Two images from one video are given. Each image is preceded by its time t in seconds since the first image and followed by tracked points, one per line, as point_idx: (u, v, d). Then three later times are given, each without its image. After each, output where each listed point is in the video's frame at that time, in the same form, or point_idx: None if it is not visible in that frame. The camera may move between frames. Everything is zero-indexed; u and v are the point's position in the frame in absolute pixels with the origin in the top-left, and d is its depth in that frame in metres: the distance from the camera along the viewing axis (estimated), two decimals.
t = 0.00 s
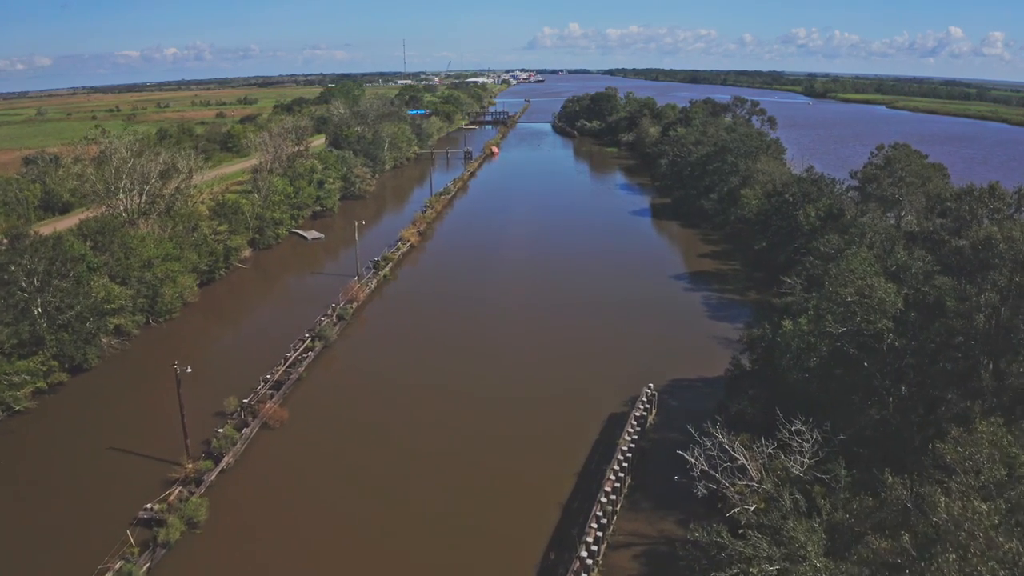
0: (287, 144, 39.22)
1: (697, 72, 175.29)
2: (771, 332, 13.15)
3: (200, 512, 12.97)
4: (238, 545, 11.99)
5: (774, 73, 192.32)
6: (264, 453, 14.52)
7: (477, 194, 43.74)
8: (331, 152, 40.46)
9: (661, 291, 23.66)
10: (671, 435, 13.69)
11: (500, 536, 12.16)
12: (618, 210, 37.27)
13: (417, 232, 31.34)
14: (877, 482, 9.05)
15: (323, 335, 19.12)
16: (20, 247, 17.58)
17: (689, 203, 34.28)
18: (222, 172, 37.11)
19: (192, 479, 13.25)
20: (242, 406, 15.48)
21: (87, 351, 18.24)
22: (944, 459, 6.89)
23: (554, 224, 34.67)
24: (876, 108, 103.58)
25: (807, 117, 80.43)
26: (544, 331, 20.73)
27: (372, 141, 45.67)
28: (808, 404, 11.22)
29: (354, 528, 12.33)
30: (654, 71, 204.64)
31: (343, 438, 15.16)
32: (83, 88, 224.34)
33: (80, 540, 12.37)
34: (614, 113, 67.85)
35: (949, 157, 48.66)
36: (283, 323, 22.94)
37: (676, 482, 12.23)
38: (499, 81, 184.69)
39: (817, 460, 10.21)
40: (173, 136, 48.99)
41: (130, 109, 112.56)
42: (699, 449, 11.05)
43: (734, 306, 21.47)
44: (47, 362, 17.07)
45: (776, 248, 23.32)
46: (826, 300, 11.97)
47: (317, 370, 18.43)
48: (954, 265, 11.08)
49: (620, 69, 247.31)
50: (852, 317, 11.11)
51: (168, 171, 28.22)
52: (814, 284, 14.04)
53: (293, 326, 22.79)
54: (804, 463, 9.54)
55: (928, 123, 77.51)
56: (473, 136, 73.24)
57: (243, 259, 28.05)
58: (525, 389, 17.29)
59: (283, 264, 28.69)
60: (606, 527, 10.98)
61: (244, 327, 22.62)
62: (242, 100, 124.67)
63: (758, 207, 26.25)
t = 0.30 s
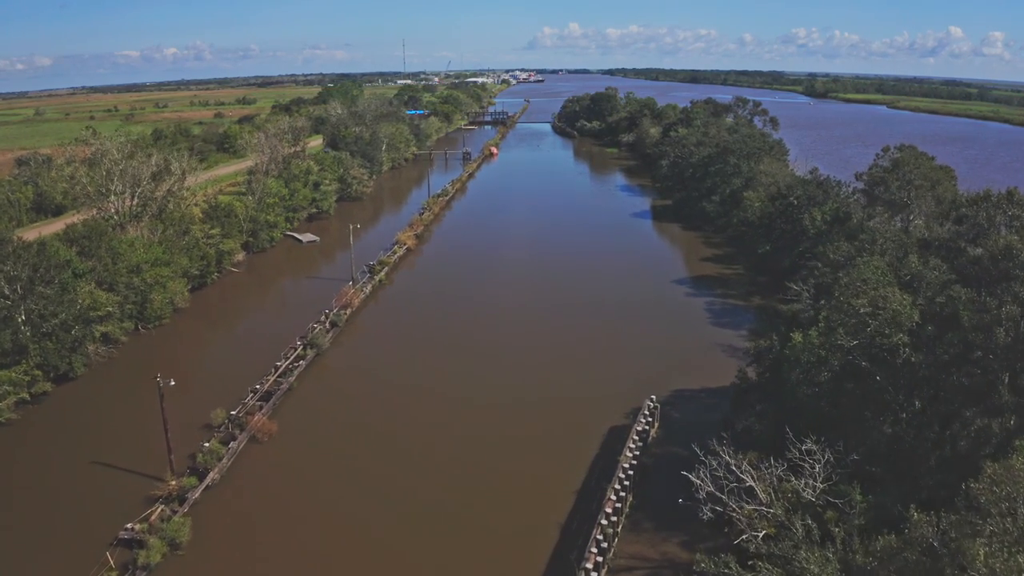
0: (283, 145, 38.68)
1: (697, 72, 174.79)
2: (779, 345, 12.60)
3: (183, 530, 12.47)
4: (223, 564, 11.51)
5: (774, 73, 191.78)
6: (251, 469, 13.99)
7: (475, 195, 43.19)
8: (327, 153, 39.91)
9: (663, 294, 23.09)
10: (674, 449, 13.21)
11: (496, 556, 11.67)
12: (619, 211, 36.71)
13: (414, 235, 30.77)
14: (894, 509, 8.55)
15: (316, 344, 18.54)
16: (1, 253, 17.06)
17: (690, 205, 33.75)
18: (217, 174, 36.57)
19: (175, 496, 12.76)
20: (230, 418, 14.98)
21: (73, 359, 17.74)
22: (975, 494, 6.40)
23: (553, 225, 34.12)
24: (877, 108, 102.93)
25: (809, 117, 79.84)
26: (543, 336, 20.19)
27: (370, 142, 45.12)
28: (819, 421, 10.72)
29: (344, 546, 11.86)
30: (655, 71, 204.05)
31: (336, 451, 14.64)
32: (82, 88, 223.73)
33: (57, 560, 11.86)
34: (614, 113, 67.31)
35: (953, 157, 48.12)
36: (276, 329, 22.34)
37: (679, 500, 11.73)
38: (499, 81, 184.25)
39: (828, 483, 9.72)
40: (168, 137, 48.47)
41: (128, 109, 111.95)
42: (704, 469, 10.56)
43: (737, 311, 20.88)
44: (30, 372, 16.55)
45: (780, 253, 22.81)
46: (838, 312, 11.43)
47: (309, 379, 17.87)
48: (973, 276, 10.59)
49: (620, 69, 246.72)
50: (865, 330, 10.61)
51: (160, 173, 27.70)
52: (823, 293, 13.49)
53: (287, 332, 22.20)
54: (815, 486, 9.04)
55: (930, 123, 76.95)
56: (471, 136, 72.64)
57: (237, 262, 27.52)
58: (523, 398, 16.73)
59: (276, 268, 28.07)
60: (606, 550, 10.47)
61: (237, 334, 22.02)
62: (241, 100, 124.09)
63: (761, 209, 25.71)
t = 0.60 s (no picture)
0: (279, 146, 38.13)
1: (697, 72, 174.35)
2: (787, 360, 12.04)
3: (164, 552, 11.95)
4: None
5: (775, 73, 191.13)
6: (237, 486, 13.46)
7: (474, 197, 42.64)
8: (323, 154, 39.34)
9: (665, 298, 22.56)
10: (677, 467, 12.69)
11: None
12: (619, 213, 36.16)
13: (411, 238, 30.19)
14: (914, 542, 8.02)
15: (307, 353, 18.00)
16: None
17: (692, 208, 33.19)
18: (211, 176, 36.02)
19: (156, 517, 12.23)
20: (216, 432, 14.46)
21: (57, 369, 17.24)
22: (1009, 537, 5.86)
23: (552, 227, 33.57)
24: (878, 108, 102.31)
25: (810, 117, 79.24)
26: (542, 342, 19.69)
27: (367, 143, 44.56)
28: (831, 441, 10.19)
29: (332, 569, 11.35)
30: (655, 71, 203.56)
31: (327, 466, 14.11)
32: (81, 88, 223.22)
33: None
34: (614, 113, 66.75)
35: (957, 158, 47.53)
36: (268, 336, 21.77)
37: (682, 522, 11.21)
38: (498, 81, 183.52)
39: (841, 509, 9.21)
40: (162, 138, 47.93)
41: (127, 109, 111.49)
42: (710, 493, 10.04)
43: (741, 318, 20.32)
44: (11, 383, 16.03)
45: (785, 258, 22.24)
46: (850, 325, 10.86)
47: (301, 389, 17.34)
48: (993, 289, 10.03)
49: (620, 69, 246.16)
50: (880, 345, 10.05)
51: (150, 176, 27.16)
52: (833, 303, 12.91)
53: (279, 338, 21.63)
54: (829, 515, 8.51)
55: (933, 124, 76.36)
56: (471, 136, 72.13)
57: (229, 266, 26.98)
58: (521, 409, 16.19)
59: (270, 272, 27.48)
60: None
61: (227, 340, 21.47)
62: (240, 100, 123.67)
63: (765, 212, 25.15)
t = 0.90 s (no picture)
0: (275, 148, 37.57)
1: (698, 72, 173.90)
2: (797, 376, 11.49)
3: None
4: None
5: (775, 73, 190.49)
6: (222, 505, 12.93)
7: (472, 198, 42.05)
8: (319, 155, 38.78)
9: (666, 306, 22.06)
10: (680, 485, 12.19)
11: None
12: (620, 216, 35.58)
13: (407, 242, 29.59)
14: None
15: (298, 363, 17.46)
16: None
17: (694, 210, 32.63)
18: (206, 178, 35.50)
19: (136, 539, 11.72)
20: (201, 447, 13.95)
21: (40, 380, 16.77)
22: None
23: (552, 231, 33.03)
24: (880, 108, 101.60)
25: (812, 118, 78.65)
26: (541, 352, 19.21)
27: (364, 144, 43.97)
28: (844, 465, 9.65)
29: None
30: (655, 70, 202.99)
31: (317, 483, 13.62)
32: (81, 89, 223.02)
33: None
34: (614, 113, 66.20)
35: (961, 160, 46.94)
36: (261, 343, 21.23)
37: (686, 545, 10.70)
38: (498, 81, 183.02)
39: (854, 539, 8.69)
40: (157, 138, 47.38)
41: (126, 109, 111.04)
42: (715, 519, 9.53)
43: (745, 325, 19.78)
44: None
45: (790, 264, 21.69)
46: (864, 340, 10.30)
47: (291, 400, 16.82)
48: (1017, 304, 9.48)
49: (621, 69, 245.76)
50: (896, 363, 9.51)
51: (141, 178, 26.61)
52: (844, 314, 12.35)
53: (272, 345, 21.10)
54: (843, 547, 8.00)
55: (936, 124, 75.74)
56: (470, 137, 71.48)
57: (222, 271, 26.45)
58: (519, 422, 15.68)
59: (263, 277, 26.93)
60: None
61: (219, 347, 20.91)
62: (239, 99, 123.44)
63: (769, 215, 24.60)
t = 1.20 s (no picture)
0: (270, 149, 36.97)
1: (697, 72, 173.34)
2: (808, 394, 10.94)
3: None
4: None
5: (775, 72, 189.90)
6: (206, 525, 12.40)
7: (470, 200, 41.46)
8: (315, 156, 38.18)
9: (668, 311, 21.52)
10: (685, 506, 11.66)
11: None
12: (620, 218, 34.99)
13: (403, 245, 28.99)
14: None
15: (289, 373, 16.90)
16: None
17: (696, 212, 32.06)
18: (199, 180, 34.88)
19: (114, 563, 11.18)
20: (185, 464, 13.41)
21: (22, 391, 16.24)
22: None
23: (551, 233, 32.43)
24: (881, 108, 100.99)
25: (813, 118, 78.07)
26: (540, 358, 18.69)
27: (361, 144, 43.37)
28: (859, 490, 9.11)
29: None
30: (656, 70, 202.65)
31: (306, 498, 13.10)
32: (80, 88, 222.43)
33: None
34: (614, 114, 65.61)
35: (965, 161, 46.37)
36: (252, 350, 20.65)
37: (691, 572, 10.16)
38: (498, 80, 182.16)
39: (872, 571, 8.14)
40: (151, 139, 46.76)
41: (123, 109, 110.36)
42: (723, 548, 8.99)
43: (749, 332, 19.22)
44: None
45: (795, 269, 21.14)
46: (880, 357, 9.77)
47: (280, 411, 16.27)
48: None
49: (620, 69, 245.17)
50: (915, 382, 8.99)
51: (131, 181, 26.01)
52: (856, 327, 11.81)
53: (263, 352, 20.53)
54: None
55: (938, 124, 75.19)
56: (469, 137, 70.83)
57: (213, 276, 25.86)
58: (516, 433, 15.14)
59: (256, 282, 26.32)
60: None
61: (208, 355, 20.32)
62: (238, 99, 122.86)
63: (774, 218, 24.03)
